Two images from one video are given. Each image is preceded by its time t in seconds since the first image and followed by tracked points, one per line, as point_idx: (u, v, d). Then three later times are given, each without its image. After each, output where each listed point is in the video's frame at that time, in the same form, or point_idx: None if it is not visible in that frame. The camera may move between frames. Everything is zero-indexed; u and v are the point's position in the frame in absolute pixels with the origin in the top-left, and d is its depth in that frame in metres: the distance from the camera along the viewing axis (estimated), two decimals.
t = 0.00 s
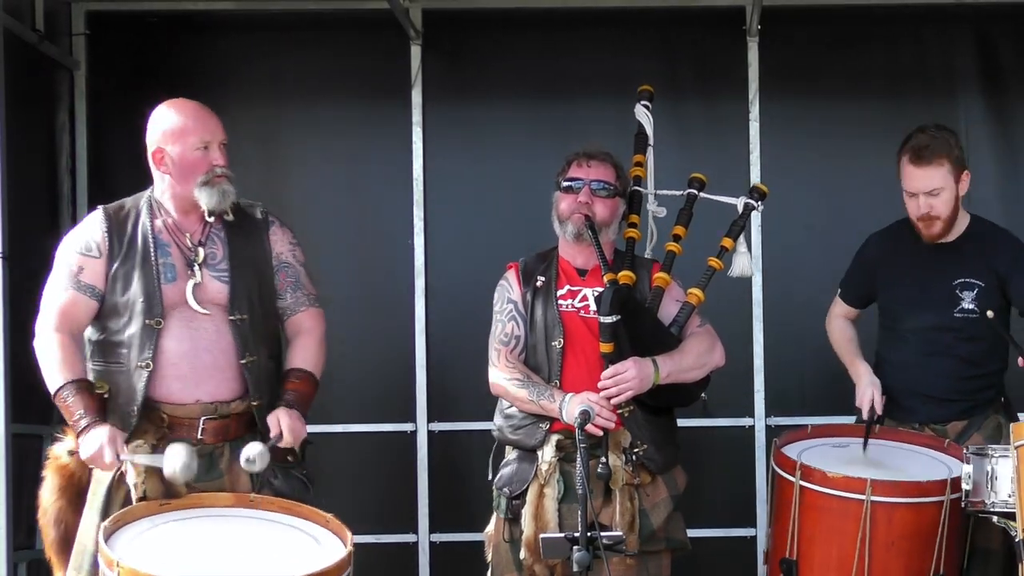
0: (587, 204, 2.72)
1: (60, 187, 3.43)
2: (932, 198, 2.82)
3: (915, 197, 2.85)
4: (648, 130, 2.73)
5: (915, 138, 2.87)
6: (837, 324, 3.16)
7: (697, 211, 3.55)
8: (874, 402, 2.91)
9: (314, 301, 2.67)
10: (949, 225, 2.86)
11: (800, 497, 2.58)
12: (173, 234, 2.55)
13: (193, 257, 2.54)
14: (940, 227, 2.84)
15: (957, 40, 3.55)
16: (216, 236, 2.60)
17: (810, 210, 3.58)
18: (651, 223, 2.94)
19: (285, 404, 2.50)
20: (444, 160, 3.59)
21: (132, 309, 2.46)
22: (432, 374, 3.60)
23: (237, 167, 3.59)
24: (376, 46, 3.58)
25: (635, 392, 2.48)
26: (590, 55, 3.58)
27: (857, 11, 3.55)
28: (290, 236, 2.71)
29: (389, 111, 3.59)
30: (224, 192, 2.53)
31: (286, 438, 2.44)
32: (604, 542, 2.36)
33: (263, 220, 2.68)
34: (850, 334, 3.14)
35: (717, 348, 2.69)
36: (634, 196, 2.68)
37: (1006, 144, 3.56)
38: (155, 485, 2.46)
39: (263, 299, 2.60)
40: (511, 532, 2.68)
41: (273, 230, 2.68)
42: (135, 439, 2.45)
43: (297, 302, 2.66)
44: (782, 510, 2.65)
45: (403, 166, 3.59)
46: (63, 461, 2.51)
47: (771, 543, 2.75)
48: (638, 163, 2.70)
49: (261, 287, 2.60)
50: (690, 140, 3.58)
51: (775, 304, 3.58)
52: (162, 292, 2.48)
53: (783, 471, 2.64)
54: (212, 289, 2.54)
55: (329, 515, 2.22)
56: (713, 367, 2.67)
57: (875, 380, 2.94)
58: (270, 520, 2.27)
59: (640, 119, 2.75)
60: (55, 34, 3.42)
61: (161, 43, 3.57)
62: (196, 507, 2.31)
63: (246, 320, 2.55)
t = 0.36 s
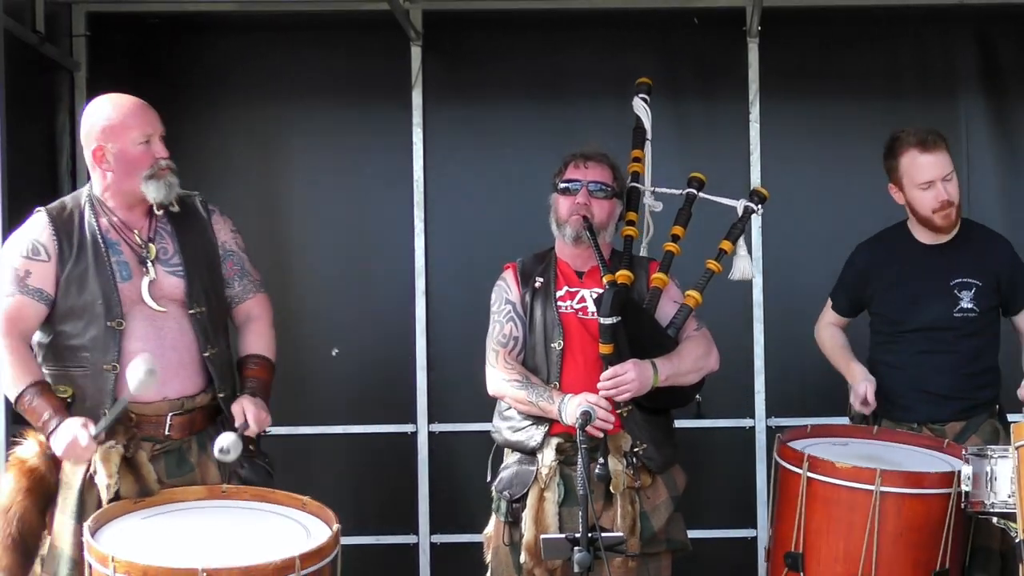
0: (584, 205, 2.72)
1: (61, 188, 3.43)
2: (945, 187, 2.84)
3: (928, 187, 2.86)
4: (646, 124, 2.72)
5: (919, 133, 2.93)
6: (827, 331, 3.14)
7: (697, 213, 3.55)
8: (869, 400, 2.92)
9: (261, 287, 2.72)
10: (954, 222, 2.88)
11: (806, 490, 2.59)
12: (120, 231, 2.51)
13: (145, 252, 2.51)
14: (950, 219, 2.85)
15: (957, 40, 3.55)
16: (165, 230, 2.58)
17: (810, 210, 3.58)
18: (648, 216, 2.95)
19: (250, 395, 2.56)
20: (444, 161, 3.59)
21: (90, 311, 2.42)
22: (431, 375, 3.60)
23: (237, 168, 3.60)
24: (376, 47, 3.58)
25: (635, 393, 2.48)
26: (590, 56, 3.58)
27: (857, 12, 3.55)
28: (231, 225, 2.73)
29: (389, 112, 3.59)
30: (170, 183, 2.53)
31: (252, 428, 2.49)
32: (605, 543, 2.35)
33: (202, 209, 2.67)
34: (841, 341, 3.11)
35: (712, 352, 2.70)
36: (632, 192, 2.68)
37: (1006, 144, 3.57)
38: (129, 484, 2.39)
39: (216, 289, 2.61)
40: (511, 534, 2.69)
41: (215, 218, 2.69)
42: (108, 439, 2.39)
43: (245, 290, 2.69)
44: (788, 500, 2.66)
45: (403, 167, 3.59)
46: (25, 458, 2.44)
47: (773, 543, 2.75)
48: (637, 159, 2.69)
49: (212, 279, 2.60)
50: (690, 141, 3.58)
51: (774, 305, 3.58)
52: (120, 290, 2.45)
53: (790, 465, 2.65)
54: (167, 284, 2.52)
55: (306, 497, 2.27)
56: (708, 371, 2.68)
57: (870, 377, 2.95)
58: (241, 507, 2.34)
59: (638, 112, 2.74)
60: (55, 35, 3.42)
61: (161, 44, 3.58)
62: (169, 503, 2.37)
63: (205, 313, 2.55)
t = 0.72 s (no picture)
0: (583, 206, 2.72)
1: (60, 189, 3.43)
2: (990, 174, 2.91)
3: (973, 170, 2.92)
4: (647, 117, 2.74)
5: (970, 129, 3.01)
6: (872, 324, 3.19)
7: (695, 213, 3.56)
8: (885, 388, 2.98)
9: (289, 295, 2.70)
10: (994, 218, 2.91)
11: (790, 496, 2.60)
12: (141, 241, 2.54)
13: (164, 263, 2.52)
14: (989, 210, 2.89)
15: (957, 41, 3.56)
16: (186, 238, 2.58)
17: (809, 211, 3.58)
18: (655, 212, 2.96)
19: (276, 410, 2.57)
20: (443, 163, 3.59)
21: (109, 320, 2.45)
22: (431, 376, 3.60)
23: (236, 169, 3.60)
24: (376, 49, 3.58)
25: (631, 393, 2.49)
26: (590, 58, 3.58)
27: (856, 13, 3.55)
28: (258, 231, 2.72)
29: (389, 113, 3.59)
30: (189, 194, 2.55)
31: (278, 446, 2.49)
32: (604, 543, 2.35)
33: (227, 218, 2.67)
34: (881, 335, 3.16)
35: (710, 352, 2.70)
36: (630, 191, 2.68)
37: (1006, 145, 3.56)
38: (146, 487, 2.45)
39: (240, 298, 2.61)
40: (510, 535, 2.68)
41: (241, 225, 2.68)
42: (125, 443, 2.44)
43: (274, 298, 2.68)
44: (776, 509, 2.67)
45: (403, 169, 3.59)
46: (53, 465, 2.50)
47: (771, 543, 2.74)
48: (637, 154, 2.68)
49: (234, 290, 2.60)
50: (689, 142, 3.58)
51: (774, 306, 3.58)
52: (138, 299, 2.48)
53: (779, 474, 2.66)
54: (186, 293, 2.53)
55: (323, 506, 2.28)
56: (705, 372, 2.68)
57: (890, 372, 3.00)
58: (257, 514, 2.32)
59: (639, 105, 2.76)
60: (55, 36, 3.43)
61: (161, 45, 3.58)
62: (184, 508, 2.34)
63: (223, 322, 2.55)
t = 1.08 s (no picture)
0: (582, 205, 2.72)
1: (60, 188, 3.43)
2: (974, 176, 2.93)
3: (958, 174, 2.94)
4: (648, 122, 2.73)
5: (947, 129, 3.03)
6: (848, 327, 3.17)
7: (694, 213, 3.56)
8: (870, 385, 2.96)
9: (356, 312, 2.68)
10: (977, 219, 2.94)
11: (805, 490, 2.58)
12: (219, 243, 2.60)
13: (237, 266, 2.58)
14: (975, 212, 2.91)
15: (956, 42, 3.56)
16: (261, 245, 2.64)
17: (809, 211, 3.58)
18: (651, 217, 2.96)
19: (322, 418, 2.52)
20: (443, 163, 3.60)
21: (178, 316, 2.51)
22: (432, 376, 3.60)
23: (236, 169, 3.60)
24: (376, 49, 3.59)
25: (630, 393, 2.49)
26: (589, 58, 3.59)
27: (856, 14, 3.55)
28: (334, 246, 2.73)
29: (388, 113, 3.59)
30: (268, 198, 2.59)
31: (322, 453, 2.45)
32: (604, 544, 2.35)
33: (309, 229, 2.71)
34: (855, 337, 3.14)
35: (710, 351, 2.70)
36: (631, 192, 2.68)
37: (1006, 146, 3.56)
38: (189, 481, 2.45)
39: (307, 312, 2.63)
40: (509, 535, 2.67)
41: (317, 239, 2.70)
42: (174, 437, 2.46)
43: (338, 314, 2.66)
44: (788, 505, 2.65)
45: (403, 169, 3.59)
46: (108, 457, 2.53)
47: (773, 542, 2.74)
48: (638, 156, 2.68)
49: (304, 301, 2.63)
50: (689, 142, 3.58)
51: (774, 306, 3.58)
52: (207, 300, 2.53)
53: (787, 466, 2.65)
54: (255, 297, 2.58)
55: (356, 520, 2.23)
56: (705, 371, 2.68)
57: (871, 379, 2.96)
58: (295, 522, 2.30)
59: (640, 110, 2.74)
60: (56, 36, 3.43)
61: (162, 46, 3.59)
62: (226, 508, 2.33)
63: (288, 330, 2.58)
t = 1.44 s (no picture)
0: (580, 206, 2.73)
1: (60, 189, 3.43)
2: (947, 171, 3.04)
3: (932, 168, 3.04)
4: (642, 131, 2.75)
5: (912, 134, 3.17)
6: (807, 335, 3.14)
7: (692, 214, 3.56)
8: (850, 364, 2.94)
9: (352, 314, 2.66)
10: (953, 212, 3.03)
11: (829, 474, 2.61)
12: (219, 241, 2.62)
13: (235, 264, 2.60)
14: (951, 203, 3.01)
15: (955, 43, 3.56)
16: (261, 245, 2.65)
17: (808, 212, 3.58)
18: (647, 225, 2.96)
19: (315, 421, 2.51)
20: (443, 163, 3.60)
21: (175, 312, 2.54)
22: (431, 377, 3.60)
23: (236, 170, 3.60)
24: (376, 51, 3.59)
25: (630, 393, 2.49)
26: (589, 59, 3.59)
27: (855, 15, 3.55)
28: (334, 248, 2.72)
29: (388, 114, 3.59)
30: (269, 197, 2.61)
31: (313, 458, 2.45)
32: (604, 545, 2.35)
33: (310, 230, 2.71)
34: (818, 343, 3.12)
35: (711, 349, 2.69)
36: (628, 196, 2.68)
37: (1006, 146, 3.56)
38: (184, 483, 2.49)
39: (303, 312, 2.63)
40: (509, 536, 2.68)
41: (317, 242, 2.70)
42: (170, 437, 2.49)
43: (333, 315, 2.65)
44: (806, 491, 2.67)
45: (403, 169, 3.60)
46: (103, 457, 2.52)
47: (782, 542, 2.76)
48: (632, 165, 2.71)
49: (300, 302, 2.63)
50: (688, 143, 3.58)
51: (773, 307, 3.58)
52: (204, 297, 2.55)
53: (805, 451, 2.68)
54: (252, 296, 2.60)
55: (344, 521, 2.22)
56: (708, 368, 2.68)
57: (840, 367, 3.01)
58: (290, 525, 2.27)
59: (634, 118, 2.77)
60: (55, 37, 3.43)
61: (162, 47, 3.59)
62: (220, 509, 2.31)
63: (284, 329, 2.59)
